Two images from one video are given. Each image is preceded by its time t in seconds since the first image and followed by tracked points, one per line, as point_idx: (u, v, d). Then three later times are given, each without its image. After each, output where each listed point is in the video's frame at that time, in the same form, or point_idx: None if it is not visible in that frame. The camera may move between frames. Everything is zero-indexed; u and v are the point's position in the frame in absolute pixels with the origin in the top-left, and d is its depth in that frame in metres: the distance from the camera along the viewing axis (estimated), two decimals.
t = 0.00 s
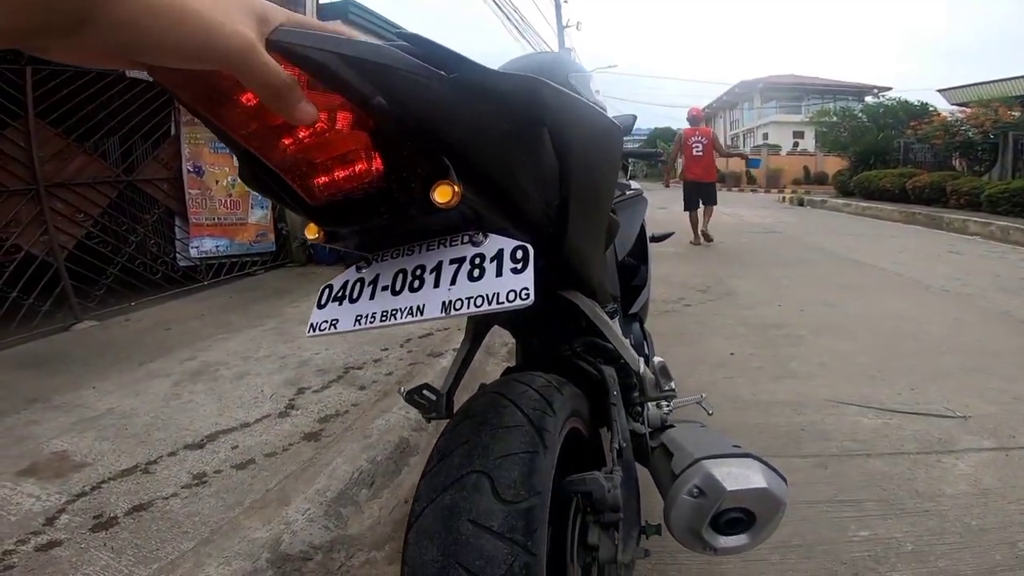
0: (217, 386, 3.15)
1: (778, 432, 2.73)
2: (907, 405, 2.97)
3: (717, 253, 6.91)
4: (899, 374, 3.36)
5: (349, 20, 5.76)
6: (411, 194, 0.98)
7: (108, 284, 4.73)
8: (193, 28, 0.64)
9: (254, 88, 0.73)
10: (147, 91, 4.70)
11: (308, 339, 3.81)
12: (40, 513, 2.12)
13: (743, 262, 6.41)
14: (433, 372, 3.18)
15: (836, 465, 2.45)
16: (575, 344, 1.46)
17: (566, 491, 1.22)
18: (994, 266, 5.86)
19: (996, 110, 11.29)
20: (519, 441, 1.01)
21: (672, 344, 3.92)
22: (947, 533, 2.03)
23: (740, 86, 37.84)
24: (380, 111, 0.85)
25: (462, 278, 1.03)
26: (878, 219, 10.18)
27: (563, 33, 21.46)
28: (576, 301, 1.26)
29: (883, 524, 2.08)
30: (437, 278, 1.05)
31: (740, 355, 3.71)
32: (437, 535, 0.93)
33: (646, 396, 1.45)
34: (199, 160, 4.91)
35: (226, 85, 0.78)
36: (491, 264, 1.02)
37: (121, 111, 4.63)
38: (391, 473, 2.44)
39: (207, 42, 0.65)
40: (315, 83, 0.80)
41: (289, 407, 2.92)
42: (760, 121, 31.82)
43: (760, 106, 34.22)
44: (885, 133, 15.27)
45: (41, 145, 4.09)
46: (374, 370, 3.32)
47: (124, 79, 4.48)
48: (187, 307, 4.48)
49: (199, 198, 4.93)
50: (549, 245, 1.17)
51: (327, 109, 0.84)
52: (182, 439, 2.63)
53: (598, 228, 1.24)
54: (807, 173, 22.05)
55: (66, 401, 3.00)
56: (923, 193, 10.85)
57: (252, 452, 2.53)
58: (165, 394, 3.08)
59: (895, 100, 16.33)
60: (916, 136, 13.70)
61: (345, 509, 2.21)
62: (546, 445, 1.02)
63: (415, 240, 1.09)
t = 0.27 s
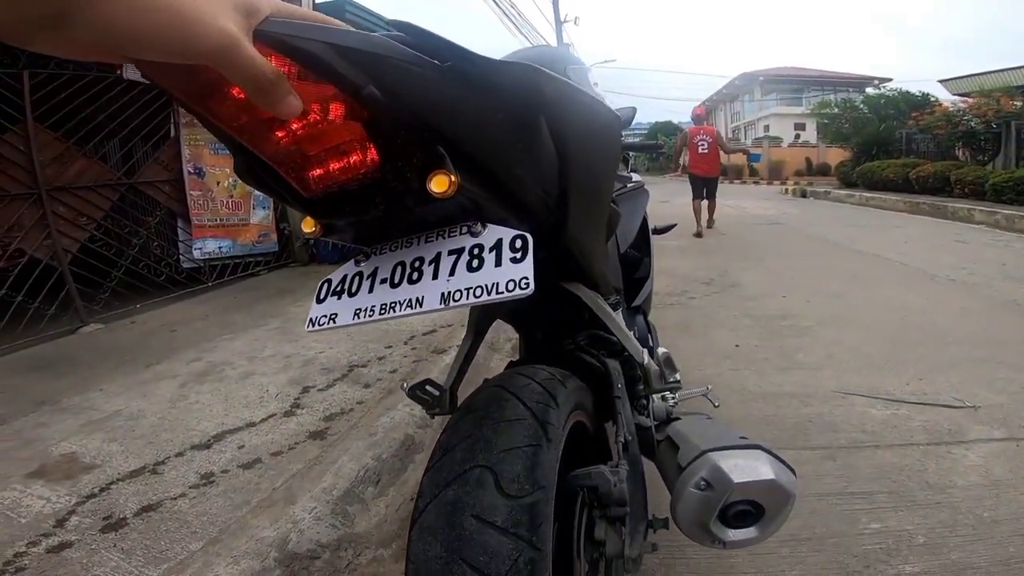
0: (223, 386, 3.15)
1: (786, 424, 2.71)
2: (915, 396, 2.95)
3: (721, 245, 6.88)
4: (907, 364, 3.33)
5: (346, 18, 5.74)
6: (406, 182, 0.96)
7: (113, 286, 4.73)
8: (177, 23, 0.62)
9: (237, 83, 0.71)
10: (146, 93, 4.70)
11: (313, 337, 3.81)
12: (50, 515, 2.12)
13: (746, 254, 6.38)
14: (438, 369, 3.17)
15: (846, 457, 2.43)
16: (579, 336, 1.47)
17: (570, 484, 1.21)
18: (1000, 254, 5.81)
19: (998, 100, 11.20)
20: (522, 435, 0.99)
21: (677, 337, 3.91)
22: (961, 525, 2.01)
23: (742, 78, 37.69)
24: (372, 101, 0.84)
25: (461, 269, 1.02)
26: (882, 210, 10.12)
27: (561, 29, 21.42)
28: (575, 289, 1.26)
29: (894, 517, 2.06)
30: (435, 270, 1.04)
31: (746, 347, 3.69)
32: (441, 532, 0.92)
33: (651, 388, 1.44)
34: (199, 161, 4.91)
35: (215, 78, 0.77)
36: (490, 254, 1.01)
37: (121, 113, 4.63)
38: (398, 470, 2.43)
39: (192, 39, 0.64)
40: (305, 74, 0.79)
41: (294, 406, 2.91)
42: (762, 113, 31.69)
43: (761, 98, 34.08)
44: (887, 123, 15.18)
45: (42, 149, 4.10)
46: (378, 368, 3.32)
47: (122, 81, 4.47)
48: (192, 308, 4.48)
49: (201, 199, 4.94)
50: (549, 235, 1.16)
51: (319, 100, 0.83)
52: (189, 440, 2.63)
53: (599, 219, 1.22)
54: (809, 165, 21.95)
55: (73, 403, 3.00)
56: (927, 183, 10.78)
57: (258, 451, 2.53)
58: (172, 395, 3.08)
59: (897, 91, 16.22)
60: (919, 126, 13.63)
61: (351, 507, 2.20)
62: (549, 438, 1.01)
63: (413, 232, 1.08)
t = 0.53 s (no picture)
0: (231, 388, 3.17)
1: (792, 418, 2.71)
2: (922, 388, 2.94)
3: (725, 240, 6.87)
4: (913, 356, 3.32)
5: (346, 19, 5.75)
6: (401, 181, 0.97)
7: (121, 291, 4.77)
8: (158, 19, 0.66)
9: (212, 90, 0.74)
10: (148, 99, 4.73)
11: (319, 338, 3.83)
12: (64, 516, 2.14)
13: (751, 249, 6.37)
14: (443, 368, 3.19)
15: (853, 450, 2.43)
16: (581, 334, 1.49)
17: (572, 479, 1.22)
18: (1007, 245, 5.79)
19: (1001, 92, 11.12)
20: (522, 429, 1.01)
21: (681, 332, 3.91)
22: (969, 518, 2.01)
23: (744, 72, 37.58)
24: (366, 105, 0.85)
25: (457, 265, 1.03)
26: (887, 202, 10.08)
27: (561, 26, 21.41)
28: (575, 285, 1.27)
29: (901, 510, 2.06)
30: (433, 267, 1.05)
31: (751, 342, 3.69)
32: (442, 525, 0.94)
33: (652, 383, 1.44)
34: (203, 166, 4.93)
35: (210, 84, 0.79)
36: (486, 250, 1.02)
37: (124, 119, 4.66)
38: (404, 469, 2.44)
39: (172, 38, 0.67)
40: (299, 78, 0.80)
41: (301, 407, 2.93)
42: (765, 108, 31.59)
43: (764, 93, 33.95)
44: (891, 116, 15.12)
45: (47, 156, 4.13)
46: (384, 367, 3.33)
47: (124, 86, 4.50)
48: (200, 312, 4.51)
49: (205, 203, 4.96)
50: (547, 231, 1.17)
51: (314, 103, 0.84)
52: (198, 441, 2.65)
53: (596, 216, 1.23)
54: (814, 159, 21.87)
55: (84, 407, 3.04)
56: (932, 175, 10.73)
57: (267, 451, 2.55)
58: (181, 397, 3.11)
59: (900, 83, 16.14)
60: (922, 118, 13.56)
61: (359, 505, 2.22)
62: (549, 432, 1.02)
63: (411, 230, 1.09)
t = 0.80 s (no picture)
0: (237, 389, 3.19)
1: (798, 413, 2.70)
2: (930, 382, 2.93)
3: (729, 236, 6.85)
4: (920, 350, 3.31)
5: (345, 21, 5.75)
6: (396, 175, 0.97)
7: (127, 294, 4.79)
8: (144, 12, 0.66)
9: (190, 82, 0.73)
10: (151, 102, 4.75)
11: (324, 338, 3.84)
12: (74, 517, 2.16)
13: (755, 244, 6.35)
14: (447, 366, 3.19)
15: (860, 444, 2.42)
16: (584, 328, 1.49)
17: (575, 473, 1.22)
18: (1014, 237, 5.75)
19: (1004, 85, 11.05)
20: (523, 422, 1.01)
21: (686, 328, 3.90)
22: (980, 512, 2.00)
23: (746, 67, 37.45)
24: (361, 99, 0.85)
25: (454, 258, 1.02)
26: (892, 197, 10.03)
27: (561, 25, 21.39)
28: (575, 279, 1.26)
29: (910, 505, 2.05)
30: (430, 260, 1.05)
31: (756, 337, 3.68)
32: (442, 520, 0.93)
33: (654, 376, 1.44)
34: (206, 169, 4.94)
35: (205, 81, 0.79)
36: (483, 242, 1.02)
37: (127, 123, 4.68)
38: (409, 467, 2.44)
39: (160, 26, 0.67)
40: (293, 74, 0.80)
41: (307, 406, 2.94)
42: (768, 104, 31.48)
43: (767, 89, 33.84)
44: (894, 110, 15.04)
45: (51, 160, 4.15)
46: (389, 367, 3.34)
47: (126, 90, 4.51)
48: (205, 314, 4.52)
49: (209, 205, 4.99)
50: (546, 224, 1.17)
51: (308, 98, 0.85)
52: (205, 442, 2.66)
53: (595, 209, 1.23)
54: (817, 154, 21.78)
55: (92, 409, 3.05)
56: (937, 169, 10.67)
57: (273, 451, 2.56)
58: (188, 398, 3.12)
59: (903, 77, 16.05)
60: (926, 112, 13.49)
61: (364, 504, 2.22)
62: (550, 425, 1.02)
63: (408, 224, 1.09)
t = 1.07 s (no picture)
0: (240, 390, 3.20)
1: (800, 411, 2.70)
2: (932, 379, 2.93)
3: (730, 235, 6.85)
4: (923, 347, 3.31)
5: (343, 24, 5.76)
6: (394, 177, 0.97)
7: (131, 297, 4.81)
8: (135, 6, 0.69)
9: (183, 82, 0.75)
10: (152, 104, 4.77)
11: (326, 340, 3.86)
12: (80, 518, 2.17)
13: (756, 242, 6.35)
14: (449, 366, 3.20)
15: (862, 443, 2.42)
16: (584, 328, 1.50)
17: (575, 472, 1.23)
18: (1016, 234, 5.74)
19: (1005, 82, 11.03)
20: (523, 421, 1.02)
21: (687, 326, 3.91)
22: (983, 510, 2.00)
23: (747, 65, 37.37)
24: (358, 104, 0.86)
25: (453, 259, 1.03)
26: (893, 194, 10.01)
27: (560, 24, 21.39)
28: (574, 279, 1.26)
29: (913, 503, 2.05)
30: (429, 261, 1.06)
31: (758, 335, 3.68)
32: (442, 517, 0.94)
33: (654, 375, 1.44)
34: (208, 171, 4.98)
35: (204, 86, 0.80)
36: (481, 243, 1.02)
37: (128, 125, 4.70)
38: (412, 467, 2.45)
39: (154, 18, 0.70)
40: (291, 79, 0.81)
41: (309, 407, 2.95)
42: (768, 102, 31.46)
43: (768, 87, 33.81)
44: (895, 107, 15.00)
45: (53, 164, 4.17)
46: (391, 367, 3.35)
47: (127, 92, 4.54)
48: (209, 316, 4.54)
49: (211, 208, 5.02)
50: (545, 224, 1.17)
51: (306, 103, 0.86)
52: (209, 443, 2.67)
53: (594, 208, 1.23)
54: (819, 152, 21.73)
55: (97, 411, 3.07)
56: (939, 166, 10.65)
57: (276, 452, 2.57)
58: (192, 400, 3.13)
59: (904, 74, 16.02)
60: (927, 110, 13.46)
61: (367, 504, 2.23)
62: (549, 424, 1.03)
63: (408, 226, 1.10)
